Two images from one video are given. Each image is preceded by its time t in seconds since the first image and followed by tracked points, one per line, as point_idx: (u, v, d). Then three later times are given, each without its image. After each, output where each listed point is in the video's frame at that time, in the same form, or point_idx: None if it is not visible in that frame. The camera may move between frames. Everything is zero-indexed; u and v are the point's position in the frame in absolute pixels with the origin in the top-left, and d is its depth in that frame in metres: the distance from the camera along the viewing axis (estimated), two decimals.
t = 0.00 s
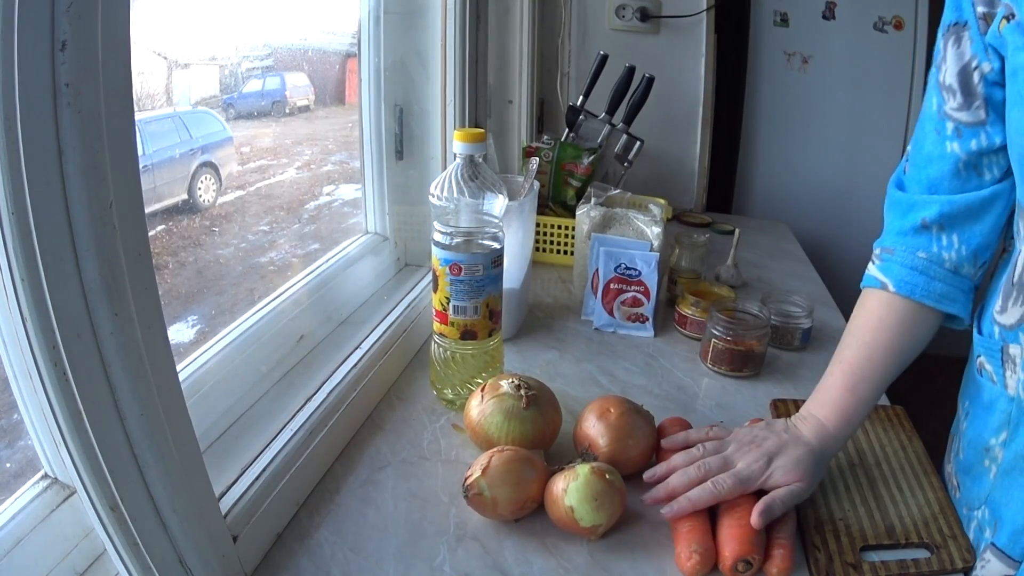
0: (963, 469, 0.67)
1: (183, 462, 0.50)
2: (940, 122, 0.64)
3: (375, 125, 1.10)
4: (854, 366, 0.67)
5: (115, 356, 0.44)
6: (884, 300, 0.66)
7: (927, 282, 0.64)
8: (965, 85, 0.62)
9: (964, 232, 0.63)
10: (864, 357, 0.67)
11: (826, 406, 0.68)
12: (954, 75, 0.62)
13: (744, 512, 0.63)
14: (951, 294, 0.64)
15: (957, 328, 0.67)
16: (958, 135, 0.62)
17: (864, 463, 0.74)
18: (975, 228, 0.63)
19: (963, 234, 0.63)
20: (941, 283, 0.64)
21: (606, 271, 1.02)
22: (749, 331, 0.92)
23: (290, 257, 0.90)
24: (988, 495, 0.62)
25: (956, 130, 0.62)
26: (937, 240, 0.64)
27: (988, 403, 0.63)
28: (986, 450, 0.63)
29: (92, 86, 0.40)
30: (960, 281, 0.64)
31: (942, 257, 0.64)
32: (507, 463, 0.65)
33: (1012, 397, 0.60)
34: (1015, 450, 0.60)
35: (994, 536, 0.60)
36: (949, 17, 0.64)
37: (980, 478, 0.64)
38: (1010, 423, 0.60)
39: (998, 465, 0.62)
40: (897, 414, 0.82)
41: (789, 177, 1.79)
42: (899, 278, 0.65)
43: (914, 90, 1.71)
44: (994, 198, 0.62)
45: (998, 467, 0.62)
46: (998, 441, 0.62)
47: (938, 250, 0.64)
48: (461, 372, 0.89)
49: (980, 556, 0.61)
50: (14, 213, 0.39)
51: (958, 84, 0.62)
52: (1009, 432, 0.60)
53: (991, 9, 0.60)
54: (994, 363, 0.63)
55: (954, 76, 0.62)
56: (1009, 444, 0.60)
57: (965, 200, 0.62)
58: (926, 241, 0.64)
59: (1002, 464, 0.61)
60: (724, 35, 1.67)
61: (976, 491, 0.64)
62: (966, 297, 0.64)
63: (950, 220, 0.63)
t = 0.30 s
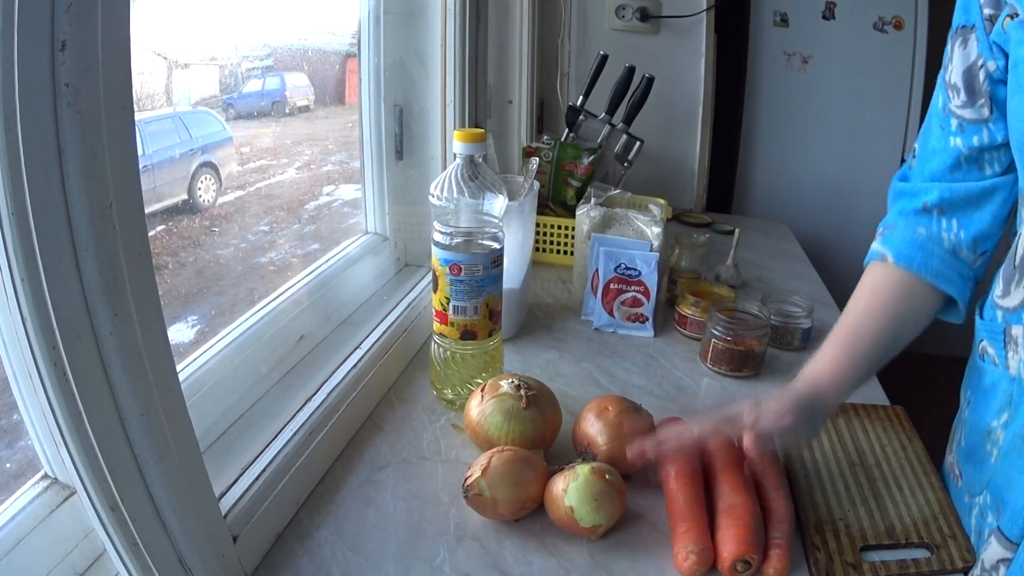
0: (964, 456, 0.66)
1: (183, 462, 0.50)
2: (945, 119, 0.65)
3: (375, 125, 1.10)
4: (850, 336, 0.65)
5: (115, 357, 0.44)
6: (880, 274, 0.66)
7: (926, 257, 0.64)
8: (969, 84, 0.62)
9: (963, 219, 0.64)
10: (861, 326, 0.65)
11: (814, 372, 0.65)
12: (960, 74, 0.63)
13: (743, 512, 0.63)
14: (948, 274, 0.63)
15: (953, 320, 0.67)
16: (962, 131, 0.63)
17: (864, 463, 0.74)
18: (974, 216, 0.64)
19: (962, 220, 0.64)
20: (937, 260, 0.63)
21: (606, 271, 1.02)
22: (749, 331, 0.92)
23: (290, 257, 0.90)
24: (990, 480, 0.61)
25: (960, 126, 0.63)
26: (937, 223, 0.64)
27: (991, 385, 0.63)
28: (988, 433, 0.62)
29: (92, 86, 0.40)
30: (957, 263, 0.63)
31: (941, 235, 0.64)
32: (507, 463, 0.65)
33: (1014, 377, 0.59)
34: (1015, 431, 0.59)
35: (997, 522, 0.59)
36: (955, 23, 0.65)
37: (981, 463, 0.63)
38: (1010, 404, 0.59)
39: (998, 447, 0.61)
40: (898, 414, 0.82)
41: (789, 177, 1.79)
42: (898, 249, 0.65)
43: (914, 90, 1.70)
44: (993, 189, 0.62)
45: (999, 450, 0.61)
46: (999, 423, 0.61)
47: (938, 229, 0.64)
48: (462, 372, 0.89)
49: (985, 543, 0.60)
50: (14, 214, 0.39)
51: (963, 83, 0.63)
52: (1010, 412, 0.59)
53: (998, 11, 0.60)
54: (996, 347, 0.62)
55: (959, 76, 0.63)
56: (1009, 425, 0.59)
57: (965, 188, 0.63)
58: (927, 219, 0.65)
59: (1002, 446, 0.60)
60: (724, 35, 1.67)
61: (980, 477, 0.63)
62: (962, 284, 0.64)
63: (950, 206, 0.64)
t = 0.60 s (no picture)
0: (963, 436, 0.69)
1: (183, 463, 0.50)
2: (968, 114, 0.70)
3: (375, 125, 1.10)
4: (863, 236, 0.70)
5: (114, 356, 0.44)
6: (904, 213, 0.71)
7: (937, 204, 0.70)
8: (985, 83, 0.67)
9: (977, 196, 0.69)
10: (877, 234, 0.70)
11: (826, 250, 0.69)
12: (978, 73, 0.68)
13: (743, 513, 0.63)
14: (956, 222, 0.69)
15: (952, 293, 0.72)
16: (977, 124, 0.69)
17: (864, 463, 0.74)
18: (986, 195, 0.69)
19: (975, 195, 0.69)
20: (950, 210, 0.69)
21: (606, 271, 1.02)
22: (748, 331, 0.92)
23: (289, 257, 0.90)
24: (983, 456, 0.64)
25: (978, 120, 0.69)
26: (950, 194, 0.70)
27: (988, 364, 0.66)
28: (984, 411, 0.65)
29: (92, 87, 0.40)
30: (967, 219, 0.69)
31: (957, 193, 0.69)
32: (507, 463, 0.65)
33: (1008, 354, 0.62)
34: (1008, 406, 0.61)
35: (990, 498, 0.62)
36: (979, 21, 0.69)
37: (977, 440, 0.66)
38: (1005, 379, 0.62)
39: (993, 424, 0.63)
40: (898, 414, 0.82)
41: (789, 178, 1.79)
42: (916, 196, 0.72)
43: (914, 89, 1.70)
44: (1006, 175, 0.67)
45: (993, 426, 0.63)
46: (994, 399, 0.64)
47: (958, 189, 0.69)
48: (461, 372, 0.89)
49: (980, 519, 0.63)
50: (14, 214, 0.39)
51: (979, 82, 0.68)
52: (1003, 388, 0.62)
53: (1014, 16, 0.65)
54: (995, 325, 0.65)
55: (976, 75, 0.69)
56: (1002, 401, 0.62)
57: (979, 170, 0.68)
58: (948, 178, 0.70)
59: (996, 421, 0.63)
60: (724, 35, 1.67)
61: (973, 454, 0.66)
62: (971, 243, 0.69)
63: (964, 181, 0.69)
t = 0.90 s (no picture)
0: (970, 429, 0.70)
1: (183, 462, 0.50)
2: (999, 125, 0.69)
3: (375, 125, 1.10)
4: (903, 244, 0.70)
5: (114, 356, 0.44)
6: (938, 224, 0.72)
7: (971, 216, 0.70)
8: (1013, 94, 0.66)
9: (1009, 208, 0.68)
10: (917, 243, 0.70)
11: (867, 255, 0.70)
12: (1008, 86, 0.67)
13: (743, 513, 0.63)
14: (988, 234, 0.68)
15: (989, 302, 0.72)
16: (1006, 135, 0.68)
17: (864, 463, 0.74)
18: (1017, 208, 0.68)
19: (1007, 208, 0.68)
20: (982, 222, 0.69)
21: (605, 271, 1.02)
22: (748, 331, 0.92)
23: (289, 257, 0.90)
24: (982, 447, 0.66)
25: (1006, 132, 0.68)
26: (983, 206, 0.69)
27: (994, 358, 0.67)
28: (986, 402, 0.67)
29: (91, 87, 0.40)
30: (998, 232, 0.68)
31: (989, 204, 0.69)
32: (507, 463, 0.65)
33: (1008, 345, 0.64)
34: (1005, 396, 0.63)
35: (983, 488, 0.64)
36: (1013, 29, 0.67)
37: (979, 432, 0.67)
38: (1004, 370, 0.64)
39: (992, 414, 0.65)
40: (897, 414, 0.82)
41: (789, 178, 1.79)
42: (952, 208, 0.72)
43: (914, 89, 1.69)
44: None
45: (992, 417, 0.65)
46: (995, 390, 0.65)
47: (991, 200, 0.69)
48: (461, 372, 0.89)
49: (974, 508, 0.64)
50: (14, 214, 0.39)
51: (1009, 93, 0.66)
52: (1002, 380, 0.64)
53: None
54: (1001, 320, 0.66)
55: (1007, 87, 0.67)
56: (1000, 391, 0.64)
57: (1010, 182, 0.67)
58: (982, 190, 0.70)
59: (994, 411, 0.64)
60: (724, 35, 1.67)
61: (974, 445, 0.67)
62: (1002, 254, 0.68)
63: (996, 193, 0.69)
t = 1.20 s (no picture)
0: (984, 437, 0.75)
1: (183, 462, 0.50)
2: None
3: (375, 125, 1.10)
4: (961, 260, 0.80)
5: (114, 356, 0.44)
6: (1001, 242, 0.79)
7: None
8: None
9: None
10: (973, 259, 0.80)
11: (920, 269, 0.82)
12: None
13: (743, 513, 0.63)
14: None
15: None
16: None
17: (863, 463, 0.74)
18: None
19: None
20: None
21: (605, 271, 1.02)
22: (748, 331, 0.92)
23: (289, 257, 0.90)
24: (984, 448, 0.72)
25: None
26: None
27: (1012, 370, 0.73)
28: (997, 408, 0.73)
29: (91, 87, 0.40)
30: None
31: None
32: (507, 463, 0.65)
33: None
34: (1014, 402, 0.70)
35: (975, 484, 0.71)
36: None
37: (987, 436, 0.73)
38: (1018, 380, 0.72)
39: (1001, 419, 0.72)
40: (897, 414, 0.82)
41: (789, 178, 1.79)
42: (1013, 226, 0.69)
43: (914, 89, 1.69)
44: None
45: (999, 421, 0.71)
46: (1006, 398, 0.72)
47: None
48: (461, 372, 0.89)
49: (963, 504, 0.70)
50: (13, 213, 0.39)
51: None
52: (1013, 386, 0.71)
53: None
54: None
55: None
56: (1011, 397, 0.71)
57: None
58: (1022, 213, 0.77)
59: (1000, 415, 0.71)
60: (724, 35, 1.67)
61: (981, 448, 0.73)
62: None
63: None
